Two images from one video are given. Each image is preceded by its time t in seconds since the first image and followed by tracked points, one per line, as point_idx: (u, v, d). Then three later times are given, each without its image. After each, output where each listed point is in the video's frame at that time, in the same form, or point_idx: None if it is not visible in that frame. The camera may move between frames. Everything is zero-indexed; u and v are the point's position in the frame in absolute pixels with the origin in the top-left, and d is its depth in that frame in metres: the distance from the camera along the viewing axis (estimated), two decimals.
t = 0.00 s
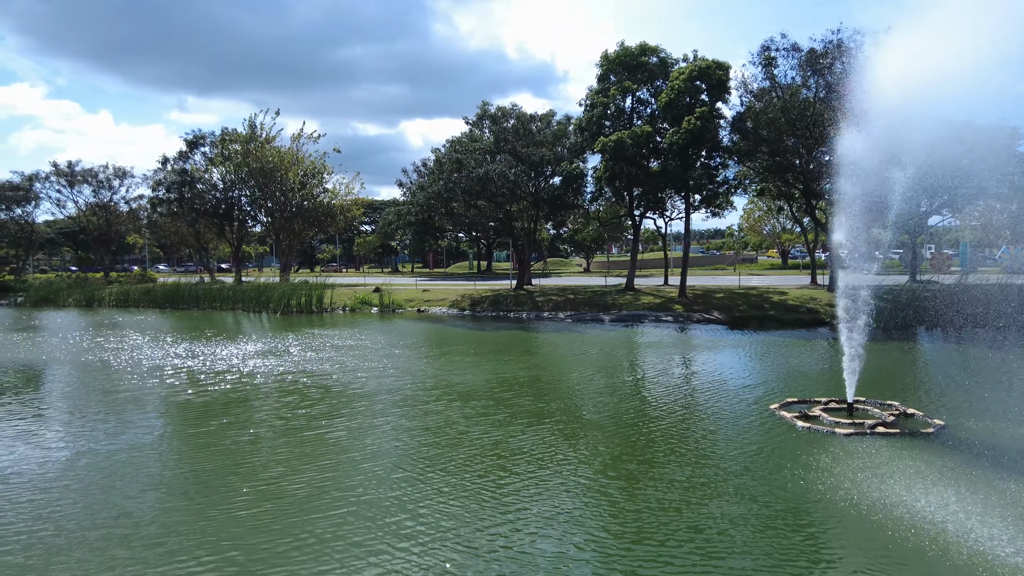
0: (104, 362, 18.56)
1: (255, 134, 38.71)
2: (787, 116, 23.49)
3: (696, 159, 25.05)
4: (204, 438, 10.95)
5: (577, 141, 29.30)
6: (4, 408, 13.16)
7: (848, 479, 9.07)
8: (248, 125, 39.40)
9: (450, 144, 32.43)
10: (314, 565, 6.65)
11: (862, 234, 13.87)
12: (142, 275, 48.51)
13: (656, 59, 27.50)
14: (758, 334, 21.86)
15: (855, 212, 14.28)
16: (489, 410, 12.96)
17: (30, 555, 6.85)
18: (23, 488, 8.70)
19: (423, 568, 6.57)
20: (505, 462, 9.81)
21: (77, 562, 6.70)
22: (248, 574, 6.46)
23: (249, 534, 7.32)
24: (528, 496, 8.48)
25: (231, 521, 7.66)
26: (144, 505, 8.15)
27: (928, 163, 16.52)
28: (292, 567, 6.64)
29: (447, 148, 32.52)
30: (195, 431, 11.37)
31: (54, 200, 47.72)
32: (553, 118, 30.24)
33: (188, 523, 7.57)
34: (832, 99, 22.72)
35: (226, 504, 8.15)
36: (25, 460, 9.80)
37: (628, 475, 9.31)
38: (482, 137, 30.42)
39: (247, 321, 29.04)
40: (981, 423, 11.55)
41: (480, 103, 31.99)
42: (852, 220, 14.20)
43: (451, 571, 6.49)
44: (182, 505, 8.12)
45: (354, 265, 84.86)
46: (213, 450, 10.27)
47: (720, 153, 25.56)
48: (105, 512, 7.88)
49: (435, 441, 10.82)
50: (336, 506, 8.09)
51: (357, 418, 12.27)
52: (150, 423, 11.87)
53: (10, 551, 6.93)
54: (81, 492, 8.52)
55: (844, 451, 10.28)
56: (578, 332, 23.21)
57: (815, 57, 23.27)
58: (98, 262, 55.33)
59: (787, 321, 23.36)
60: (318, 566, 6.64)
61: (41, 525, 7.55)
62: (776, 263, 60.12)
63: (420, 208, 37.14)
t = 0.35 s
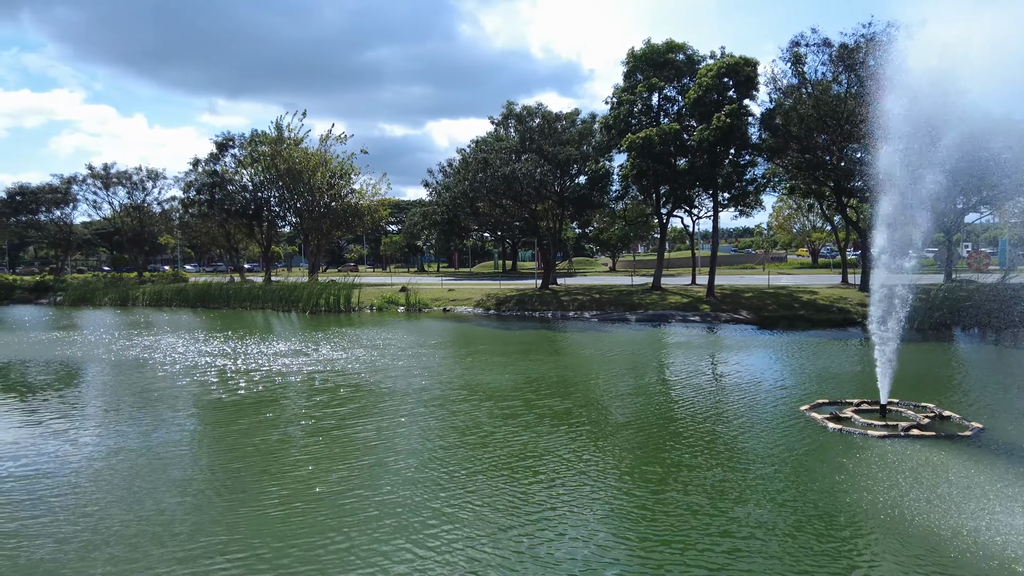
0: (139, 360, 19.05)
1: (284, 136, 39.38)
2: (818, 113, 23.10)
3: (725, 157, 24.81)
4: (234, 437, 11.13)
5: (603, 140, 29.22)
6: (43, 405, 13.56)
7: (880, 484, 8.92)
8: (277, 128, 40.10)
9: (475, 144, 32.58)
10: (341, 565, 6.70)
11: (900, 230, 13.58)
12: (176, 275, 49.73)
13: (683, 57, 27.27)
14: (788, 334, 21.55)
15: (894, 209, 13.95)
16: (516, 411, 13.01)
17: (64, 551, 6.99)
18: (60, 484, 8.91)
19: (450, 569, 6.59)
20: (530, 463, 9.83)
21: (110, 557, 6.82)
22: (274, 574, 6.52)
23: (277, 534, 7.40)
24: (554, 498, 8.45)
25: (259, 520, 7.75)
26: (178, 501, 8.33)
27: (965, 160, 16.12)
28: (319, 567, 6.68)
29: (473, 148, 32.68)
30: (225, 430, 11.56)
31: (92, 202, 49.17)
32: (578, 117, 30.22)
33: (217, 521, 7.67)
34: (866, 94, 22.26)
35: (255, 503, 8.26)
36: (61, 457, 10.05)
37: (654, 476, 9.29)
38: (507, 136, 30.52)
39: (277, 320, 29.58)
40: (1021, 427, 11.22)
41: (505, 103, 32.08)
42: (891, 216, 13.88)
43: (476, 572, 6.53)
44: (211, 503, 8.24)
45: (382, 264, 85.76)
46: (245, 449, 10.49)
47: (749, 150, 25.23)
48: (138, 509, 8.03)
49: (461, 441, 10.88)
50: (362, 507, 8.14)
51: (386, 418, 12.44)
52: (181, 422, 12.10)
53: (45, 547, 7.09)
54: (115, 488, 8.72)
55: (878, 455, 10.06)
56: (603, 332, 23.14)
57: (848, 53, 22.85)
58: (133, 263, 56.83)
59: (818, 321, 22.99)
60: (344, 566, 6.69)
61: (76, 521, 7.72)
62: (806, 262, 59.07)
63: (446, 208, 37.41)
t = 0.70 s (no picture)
0: (170, 359, 19.52)
1: (310, 137, 39.97)
2: (848, 108, 22.75)
3: (753, 154, 24.52)
4: (260, 437, 11.31)
5: (628, 137, 29.13)
6: (78, 403, 13.96)
7: (912, 488, 8.76)
8: (304, 129, 40.69)
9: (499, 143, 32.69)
10: (367, 566, 6.77)
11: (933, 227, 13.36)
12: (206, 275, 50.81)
13: (710, 53, 27.03)
14: (817, 334, 21.22)
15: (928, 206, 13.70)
16: (541, 411, 13.06)
17: (96, 547, 7.16)
18: (92, 481, 9.15)
19: (473, 570, 6.66)
20: (554, 464, 9.87)
21: (140, 554, 6.97)
22: (299, 574, 6.60)
23: (302, 534, 7.49)
24: (576, 501, 8.42)
25: (284, 520, 7.86)
26: (207, 498, 8.52)
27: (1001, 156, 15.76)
28: (343, 567, 6.77)
29: (497, 147, 32.78)
30: (252, 429, 11.76)
31: (125, 203, 50.47)
32: (603, 115, 30.12)
33: (243, 520, 7.81)
34: (898, 90, 21.96)
35: (281, 503, 8.38)
36: (94, 455, 10.32)
37: (679, 479, 9.24)
38: (532, 135, 30.54)
39: (304, 319, 30.04)
40: None
41: (530, 101, 32.11)
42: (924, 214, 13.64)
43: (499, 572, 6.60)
44: (238, 502, 8.38)
45: (407, 264, 86.43)
46: (273, 447, 10.71)
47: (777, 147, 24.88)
48: (166, 506, 8.19)
49: (486, 443, 10.93)
50: (386, 509, 8.19)
51: (412, 418, 12.58)
52: (212, 420, 12.39)
53: (77, 543, 7.27)
54: (148, 485, 8.95)
55: (909, 459, 9.86)
56: (628, 332, 23.03)
57: (878, 46, 22.80)
58: (164, 262, 58.18)
59: (848, 320, 22.59)
60: (369, 566, 6.78)
61: (107, 518, 7.91)
62: (836, 261, 57.98)
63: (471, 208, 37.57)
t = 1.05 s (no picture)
0: (201, 357, 19.97)
1: (336, 138, 40.45)
2: (878, 104, 22.36)
3: (780, 151, 24.20)
4: (288, 436, 11.51)
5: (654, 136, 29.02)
6: (112, 400, 14.34)
7: (946, 493, 8.60)
8: (329, 130, 41.21)
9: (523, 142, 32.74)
10: (394, 567, 6.84)
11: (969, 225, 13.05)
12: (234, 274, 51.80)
13: (737, 50, 26.74)
14: (846, 334, 20.88)
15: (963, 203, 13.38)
16: (566, 412, 13.09)
17: (129, 543, 7.32)
18: (126, 478, 9.38)
19: (499, 572, 6.72)
20: (579, 466, 9.89)
21: (170, 551, 7.13)
22: (327, 574, 6.68)
23: (329, 534, 7.59)
24: (603, 504, 8.40)
25: (311, 520, 7.96)
26: (237, 496, 8.70)
27: None
28: (370, 567, 6.87)
29: (521, 146, 32.81)
30: (280, 428, 11.98)
31: (156, 204, 51.63)
32: (628, 113, 29.98)
33: (272, 518, 7.95)
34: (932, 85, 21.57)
35: (308, 503, 8.50)
36: (127, 452, 10.59)
37: (705, 482, 9.20)
38: (556, 133, 30.51)
39: (330, 318, 30.44)
40: None
41: (553, 100, 32.10)
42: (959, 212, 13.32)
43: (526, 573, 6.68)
44: (267, 501, 8.52)
45: (431, 263, 86.97)
46: (301, 446, 10.90)
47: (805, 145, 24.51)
48: (197, 504, 8.36)
49: (511, 443, 10.98)
50: (412, 510, 8.27)
51: (437, 417, 12.68)
52: (242, 419, 12.63)
53: (111, 538, 7.44)
54: (179, 483, 9.16)
55: (944, 463, 9.65)
56: (653, 331, 22.91)
57: (910, 41, 22.26)
58: (194, 262, 59.46)
59: (877, 320, 22.18)
60: (395, 566, 6.87)
61: (140, 514, 8.09)
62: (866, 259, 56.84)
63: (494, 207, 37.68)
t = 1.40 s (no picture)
0: (231, 355, 20.43)
1: (361, 138, 40.90)
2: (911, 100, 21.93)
3: (808, 148, 23.85)
4: (315, 435, 11.70)
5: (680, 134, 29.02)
6: (146, 398, 14.75)
7: (981, 499, 8.40)
8: (355, 131, 41.72)
9: (548, 141, 32.74)
10: (420, 569, 6.90)
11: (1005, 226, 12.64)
12: (263, 273, 52.84)
13: (764, 46, 26.40)
14: (877, 334, 20.49)
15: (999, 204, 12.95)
16: (590, 413, 13.08)
17: (161, 541, 7.50)
18: (158, 476, 9.62)
19: (523, 572, 6.78)
20: (602, 467, 9.90)
21: (200, 547, 7.33)
22: (352, 573, 6.79)
23: (355, 535, 7.68)
24: (628, 507, 8.38)
25: (338, 520, 8.07)
26: (265, 495, 8.90)
27: None
28: (395, 567, 6.97)
29: (545, 145, 32.81)
30: (307, 427, 12.21)
31: (187, 205, 52.79)
32: (654, 111, 29.83)
33: (299, 517, 8.12)
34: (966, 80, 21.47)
35: (335, 503, 8.62)
36: (159, 450, 10.86)
37: (730, 485, 9.14)
38: (580, 132, 30.45)
39: (357, 317, 30.86)
40: None
41: (578, 98, 32.06)
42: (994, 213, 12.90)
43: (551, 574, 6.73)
44: (294, 500, 8.69)
45: (456, 262, 87.45)
46: (328, 445, 11.10)
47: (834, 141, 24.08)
48: (228, 502, 8.56)
49: (535, 444, 11.03)
50: (437, 511, 8.33)
51: (460, 418, 12.78)
52: (270, 418, 12.90)
53: (144, 536, 7.64)
54: (209, 481, 9.39)
55: (979, 468, 9.41)
56: (679, 331, 22.76)
57: (944, 34, 21.66)
58: (224, 261, 60.68)
59: (910, 320, 21.70)
60: (419, 566, 6.95)
61: (172, 512, 8.28)
62: (899, 258, 55.55)
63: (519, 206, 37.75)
